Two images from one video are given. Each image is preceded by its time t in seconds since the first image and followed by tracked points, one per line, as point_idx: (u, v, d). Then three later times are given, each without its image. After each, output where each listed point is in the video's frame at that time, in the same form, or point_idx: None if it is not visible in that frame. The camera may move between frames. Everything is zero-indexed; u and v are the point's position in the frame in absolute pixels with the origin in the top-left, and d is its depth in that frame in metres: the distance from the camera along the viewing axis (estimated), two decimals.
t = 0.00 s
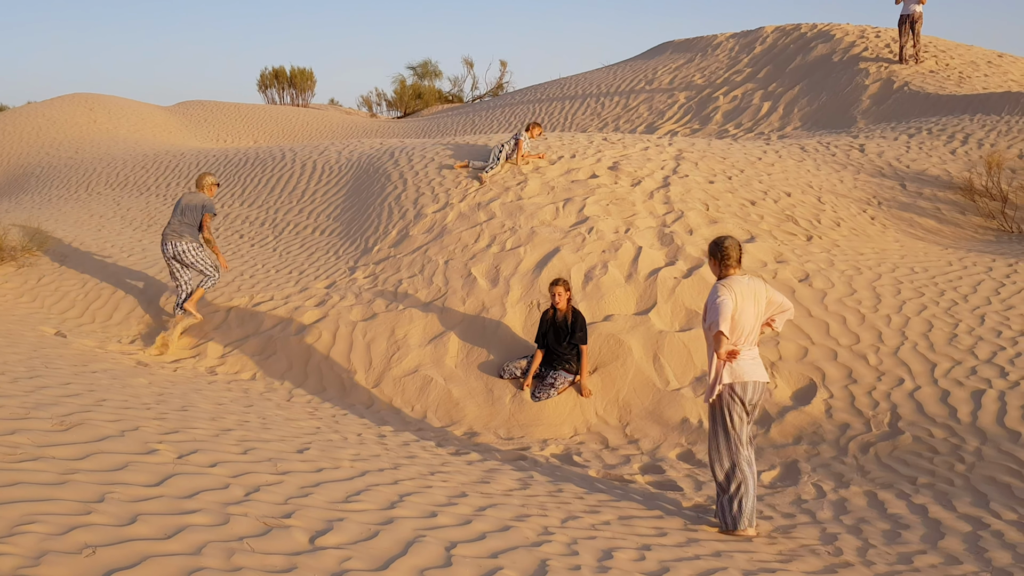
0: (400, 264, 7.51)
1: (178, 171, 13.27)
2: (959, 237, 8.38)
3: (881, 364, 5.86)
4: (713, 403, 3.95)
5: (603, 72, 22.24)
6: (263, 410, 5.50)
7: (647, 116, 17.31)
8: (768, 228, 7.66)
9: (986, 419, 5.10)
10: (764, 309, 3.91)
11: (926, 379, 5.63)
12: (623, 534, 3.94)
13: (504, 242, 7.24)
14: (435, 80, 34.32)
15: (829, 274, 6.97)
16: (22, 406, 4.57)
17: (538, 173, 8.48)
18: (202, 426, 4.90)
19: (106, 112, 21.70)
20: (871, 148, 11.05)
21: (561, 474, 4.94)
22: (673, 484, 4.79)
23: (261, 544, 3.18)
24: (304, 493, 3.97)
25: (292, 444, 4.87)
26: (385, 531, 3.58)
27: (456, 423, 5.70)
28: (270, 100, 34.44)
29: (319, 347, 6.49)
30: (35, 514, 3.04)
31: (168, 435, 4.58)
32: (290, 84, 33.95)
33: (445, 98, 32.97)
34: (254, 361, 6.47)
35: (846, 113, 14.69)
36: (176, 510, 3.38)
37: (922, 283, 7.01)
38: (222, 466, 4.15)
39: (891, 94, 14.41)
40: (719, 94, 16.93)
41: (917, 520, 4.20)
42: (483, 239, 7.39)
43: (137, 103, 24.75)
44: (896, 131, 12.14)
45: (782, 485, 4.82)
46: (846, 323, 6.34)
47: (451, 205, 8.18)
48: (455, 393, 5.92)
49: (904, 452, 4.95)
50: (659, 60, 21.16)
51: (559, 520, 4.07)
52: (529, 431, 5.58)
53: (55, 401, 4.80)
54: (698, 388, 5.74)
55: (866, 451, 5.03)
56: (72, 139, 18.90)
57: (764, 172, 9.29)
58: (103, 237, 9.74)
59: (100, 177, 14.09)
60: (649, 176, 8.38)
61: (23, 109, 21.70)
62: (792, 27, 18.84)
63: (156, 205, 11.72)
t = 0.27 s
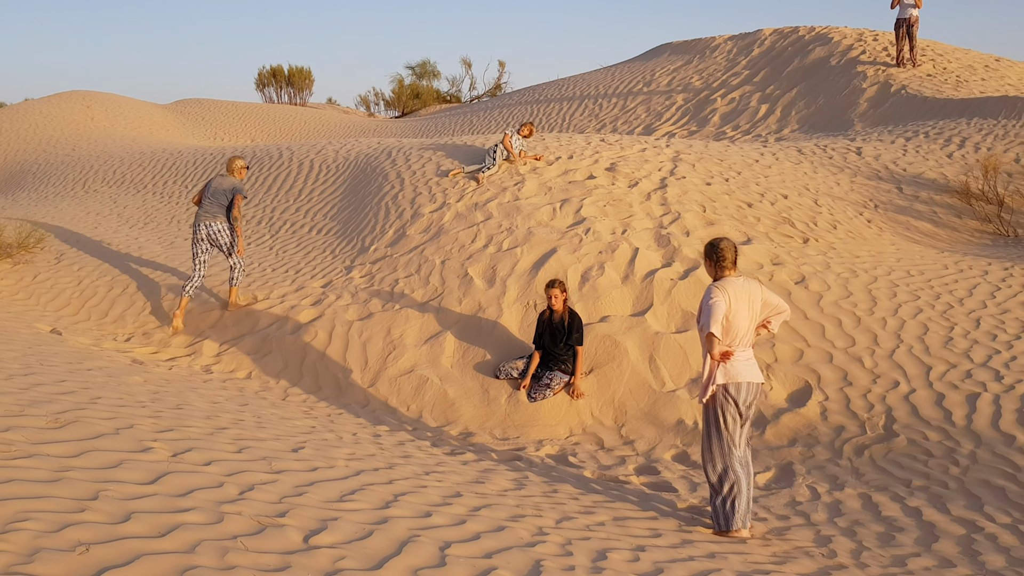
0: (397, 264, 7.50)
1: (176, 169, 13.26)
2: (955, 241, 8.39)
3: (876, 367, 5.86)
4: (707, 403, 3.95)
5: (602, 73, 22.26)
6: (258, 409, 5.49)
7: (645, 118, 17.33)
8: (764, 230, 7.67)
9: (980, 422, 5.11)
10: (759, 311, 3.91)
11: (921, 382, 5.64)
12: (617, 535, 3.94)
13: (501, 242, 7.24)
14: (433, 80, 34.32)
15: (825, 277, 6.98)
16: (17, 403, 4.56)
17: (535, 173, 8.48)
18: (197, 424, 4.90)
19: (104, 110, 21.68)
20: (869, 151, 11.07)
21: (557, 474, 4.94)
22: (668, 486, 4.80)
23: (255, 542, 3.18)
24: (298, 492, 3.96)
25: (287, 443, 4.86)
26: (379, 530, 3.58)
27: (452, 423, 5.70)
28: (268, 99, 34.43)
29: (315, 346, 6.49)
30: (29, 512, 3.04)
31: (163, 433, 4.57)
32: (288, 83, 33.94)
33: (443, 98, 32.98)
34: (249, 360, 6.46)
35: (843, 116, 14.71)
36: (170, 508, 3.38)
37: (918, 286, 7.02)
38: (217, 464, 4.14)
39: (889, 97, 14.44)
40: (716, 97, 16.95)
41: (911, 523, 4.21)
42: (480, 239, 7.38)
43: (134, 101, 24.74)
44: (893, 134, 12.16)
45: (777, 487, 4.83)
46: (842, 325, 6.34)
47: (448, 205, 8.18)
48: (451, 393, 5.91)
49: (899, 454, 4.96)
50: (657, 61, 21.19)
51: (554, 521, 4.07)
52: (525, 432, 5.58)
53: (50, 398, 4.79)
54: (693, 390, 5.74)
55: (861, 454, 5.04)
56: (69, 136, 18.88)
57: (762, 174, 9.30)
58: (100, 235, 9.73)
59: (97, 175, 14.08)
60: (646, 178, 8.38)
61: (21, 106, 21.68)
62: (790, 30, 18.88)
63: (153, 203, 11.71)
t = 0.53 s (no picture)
0: (391, 264, 7.50)
1: (170, 168, 13.23)
2: (948, 246, 8.41)
3: (869, 371, 5.87)
4: (701, 407, 3.95)
5: (597, 76, 22.29)
6: (251, 409, 5.48)
7: (640, 120, 17.34)
8: (759, 234, 7.68)
9: (973, 427, 5.12)
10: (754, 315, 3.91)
11: (914, 387, 5.65)
12: (610, 538, 3.94)
13: (496, 244, 7.24)
14: (428, 81, 34.31)
15: (819, 281, 6.99)
16: (8, 403, 4.54)
17: (530, 175, 8.48)
18: (190, 425, 4.88)
19: (99, 108, 21.62)
20: (863, 156, 11.09)
21: (550, 477, 4.93)
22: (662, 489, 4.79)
23: (247, 544, 3.16)
24: (291, 493, 3.95)
25: (280, 444, 4.85)
26: (371, 532, 3.56)
27: (445, 425, 5.69)
28: (263, 98, 34.39)
29: (308, 347, 6.47)
30: (20, 512, 3.02)
31: (155, 433, 4.56)
32: (283, 83, 33.91)
33: (438, 99, 32.98)
34: (242, 360, 6.44)
35: (838, 119, 14.74)
36: (162, 509, 3.36)
37: (911, 290, 7.03)
38: (210, 465, 4.12)
39: (883, 102, 14.47)
40: (711, 100, 16.98)
41: (904, 528, 4.21)
42: (475, 241, 7.38)
43: (129, 99, 24.67)
44: (888, 139, 12.19)
45: (770, 490, 4.83)
46: (836, 329, 6.35)
47: (443, 206, 8.17)
48: (445, 395, 5.91)
49: (891, 459, 4.96)
50: (652, 64, 21.22)
51: (546, 523, 4.06)
52: (518, 434, 5.57)
53: (42, 397, 4.77)
54: (687, 393, 5.74)
55: (853, 458, 5.04)
56: (63, 134, 18.82)
57: (756, 178, 9.31)
58: (93, 234, 9.71)
59: (91, 173, 14.04)
60: (641, 180, 8.39)
61: (15, 104, 21.60)
62: (786, 34, 18.92)
63: (147, 202, 11.68)
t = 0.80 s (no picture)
0: (382, 265, 7.49)
1: (159, 167, 13.20)
2: (937, 249, 8.46)
3: (858, 373, 5.90)
4: (691, 410, 3.96)
5: (589, 77, 22.33)
6: (241, 410, 5.46)
7: (631, 122, 17.38)
8: (749, 236, 7.70)
9: (960, 429, 5.15)
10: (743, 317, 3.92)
11: (902, 389, 5.67)
12: (600, 539, 3.94)
13: (487, 245, 7.24)
14: (420, 81, 34.28)
15: (808, 283, 7.02)
16: None
17: (521, 176, 8.48)
18: (179, 425, 4.87)
19: (89, 107, 21.52)
20: (852, 159, 11.14)
21: (540, 478, 4.93)
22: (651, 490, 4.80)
23: (237, 545, 3.14)
24: (280, 494, 3.93)
25: (269, 445, 4.83)
26: (361, 533, 3.55)
27: (435, 426, 5.69)
28: (254, 98, 34.30)
29: (298, 347, 6.46)
30: (8, 512, 2.98)
31: (144, 434, 4.53)
32: (273, 83, 33.82)
33: (429, 100, 32.97)
34: (232, 360, 6.43)
35: (828, 122, 14.80)
36: (151, 510, 3.33)
37: (900, 293, 7.07)
38: (199, 466, 4.10)
39: (873, 105, 14.54)
40: (702, 102, 17.02)
41: (892, 529, 4.23)
42: (465, 241, 7.38)
43: (120, 98, 24.55)
44: (877, 142, 12.25)
45: (759, 492, 4.84)
46: (825, 332, 6.38)
47: (434, 207, 8.16)
48: (435, 395, 5.90)
49: (880, 461, 4.99)
50: (644, 66, 21.27)
51: (536, 525, 4.06)
52: (508, 435, 5.57)
53: (29, 397, 4.73)
54: (677, 394, 5.75)
55: (842, 459, 5.06)
56: (53, 133, 18.73)
57: (746, 180, 9.33)
58: (82, 233, 9.67)
59: (80, 172, 13.99)
60: (632, 182, 8.40)
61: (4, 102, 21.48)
62: (776, 37, 19.00)
63: (136, 201, 11.64)
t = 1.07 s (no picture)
0: (370, 267, 7.47)
1: (146, 169, 13.15)
2: (922, 252, 8.52)
3: (844, 376, 5.92)
4: (679, 414, 3.95)
5: (578, 80, 22.38)
6: (227, 412, 5.43)
7: (619, 125, 17.42)
8: (736, 239, 7.73)
9: (945, 432, 5.18)
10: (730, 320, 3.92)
11: (888, 392, 5.70)
12: (587, 542, 3.94)
13: (475, 247, 7.24)
14: (409, 84, 34.27)
15: (795, 286, 7.05)
16: None
17: (510, 179, 8.48)
18: (164, 428, 4.83)
19: (76, 108, 21.40)
20: (839, 162, 11.20)
21: (527, 480, 4.93)
22: (638, 493, 4.80)
23: (223, 548, 3.10)
24: (266, 496, 3.90)
25: (255, 447, 4.81)
26: (348, 536, 3.53)
27: (423, 428, 5.68)
28: (242, 99, 34.19)
29: (286, 350, 6.44)
30: None
31: (129, 436, 4.50)
32: (261, 84, 33.74)
33: (418, 102, 32.96)
34: (219, 363, 6.40)
35: (815, 126, 14.88)
36: (137, 512, 3.27)
37: (886, 296, 7.11)
38: (184, 468, 4.07)
39: (859, 109, 14.63)
40: (691, 106, 17.08)
41: (878, 531, 4.25)
42: (454, 244, 7.37)
43: (108, 99, 24.42)
44: (863, 146, 12.33)
45: (745, 494, 4.85)
46: (811, 334, 6.41)
47: (422, 209, 8.16)
48: (422, 398, 5.90)
49: (866, 463, 5.01)
50: (632, 69, 21.35)
51: (523, 527, 4.05)
52: (495, 438, 5.57)
53: (13, 399, 4.69)
54: (664, 396, 5.77)
55: (828, 462, 5.08)
56: (38, 134, 18.60)
57: (734, 184, 9.37)
58: (68, 235, 9.62)
59: (65, 173, 13.91)
60: (620, 185, 8.42)
61: None
62: (764, 41, 19.11)
63: (122, 203, 11.59)
